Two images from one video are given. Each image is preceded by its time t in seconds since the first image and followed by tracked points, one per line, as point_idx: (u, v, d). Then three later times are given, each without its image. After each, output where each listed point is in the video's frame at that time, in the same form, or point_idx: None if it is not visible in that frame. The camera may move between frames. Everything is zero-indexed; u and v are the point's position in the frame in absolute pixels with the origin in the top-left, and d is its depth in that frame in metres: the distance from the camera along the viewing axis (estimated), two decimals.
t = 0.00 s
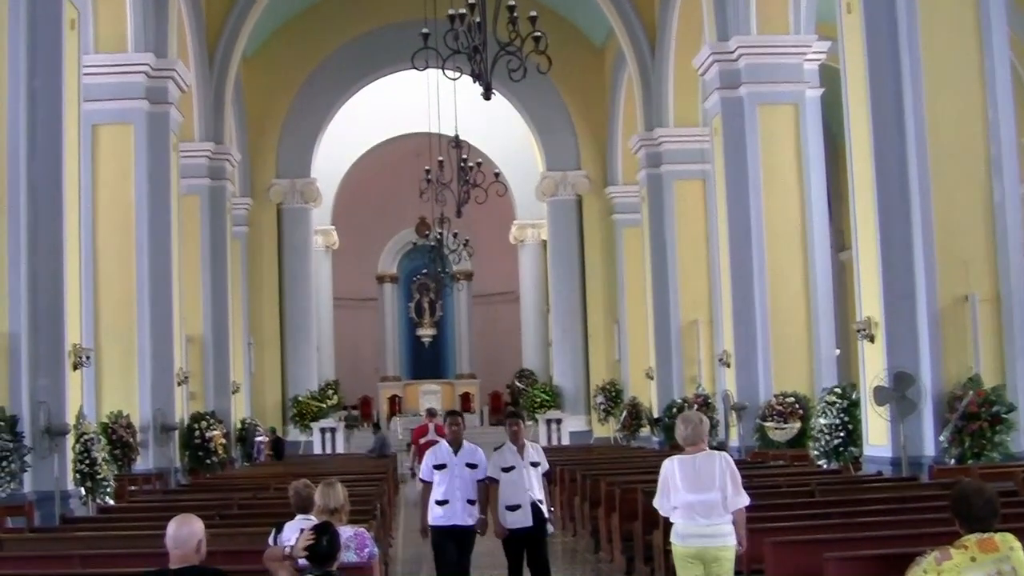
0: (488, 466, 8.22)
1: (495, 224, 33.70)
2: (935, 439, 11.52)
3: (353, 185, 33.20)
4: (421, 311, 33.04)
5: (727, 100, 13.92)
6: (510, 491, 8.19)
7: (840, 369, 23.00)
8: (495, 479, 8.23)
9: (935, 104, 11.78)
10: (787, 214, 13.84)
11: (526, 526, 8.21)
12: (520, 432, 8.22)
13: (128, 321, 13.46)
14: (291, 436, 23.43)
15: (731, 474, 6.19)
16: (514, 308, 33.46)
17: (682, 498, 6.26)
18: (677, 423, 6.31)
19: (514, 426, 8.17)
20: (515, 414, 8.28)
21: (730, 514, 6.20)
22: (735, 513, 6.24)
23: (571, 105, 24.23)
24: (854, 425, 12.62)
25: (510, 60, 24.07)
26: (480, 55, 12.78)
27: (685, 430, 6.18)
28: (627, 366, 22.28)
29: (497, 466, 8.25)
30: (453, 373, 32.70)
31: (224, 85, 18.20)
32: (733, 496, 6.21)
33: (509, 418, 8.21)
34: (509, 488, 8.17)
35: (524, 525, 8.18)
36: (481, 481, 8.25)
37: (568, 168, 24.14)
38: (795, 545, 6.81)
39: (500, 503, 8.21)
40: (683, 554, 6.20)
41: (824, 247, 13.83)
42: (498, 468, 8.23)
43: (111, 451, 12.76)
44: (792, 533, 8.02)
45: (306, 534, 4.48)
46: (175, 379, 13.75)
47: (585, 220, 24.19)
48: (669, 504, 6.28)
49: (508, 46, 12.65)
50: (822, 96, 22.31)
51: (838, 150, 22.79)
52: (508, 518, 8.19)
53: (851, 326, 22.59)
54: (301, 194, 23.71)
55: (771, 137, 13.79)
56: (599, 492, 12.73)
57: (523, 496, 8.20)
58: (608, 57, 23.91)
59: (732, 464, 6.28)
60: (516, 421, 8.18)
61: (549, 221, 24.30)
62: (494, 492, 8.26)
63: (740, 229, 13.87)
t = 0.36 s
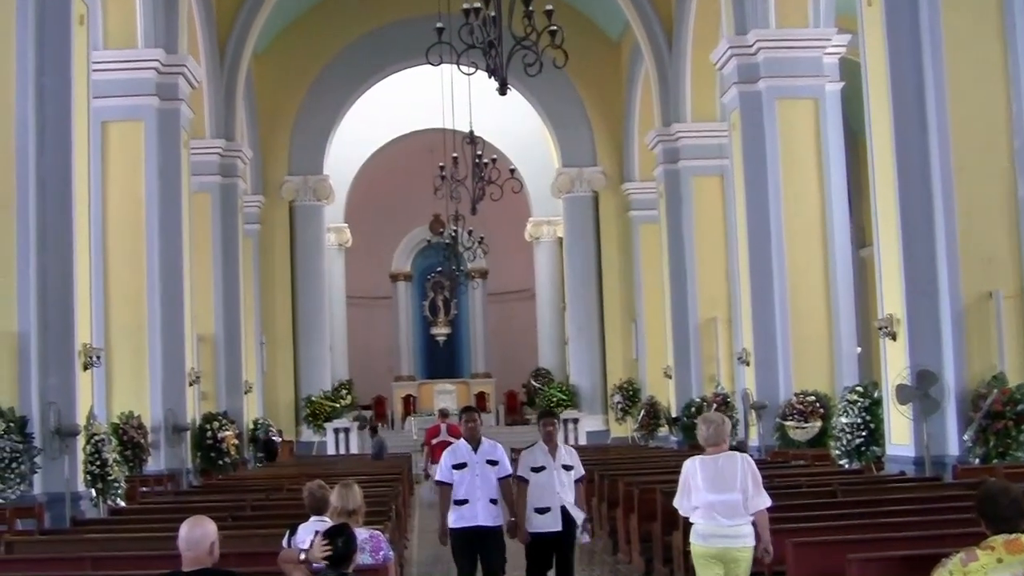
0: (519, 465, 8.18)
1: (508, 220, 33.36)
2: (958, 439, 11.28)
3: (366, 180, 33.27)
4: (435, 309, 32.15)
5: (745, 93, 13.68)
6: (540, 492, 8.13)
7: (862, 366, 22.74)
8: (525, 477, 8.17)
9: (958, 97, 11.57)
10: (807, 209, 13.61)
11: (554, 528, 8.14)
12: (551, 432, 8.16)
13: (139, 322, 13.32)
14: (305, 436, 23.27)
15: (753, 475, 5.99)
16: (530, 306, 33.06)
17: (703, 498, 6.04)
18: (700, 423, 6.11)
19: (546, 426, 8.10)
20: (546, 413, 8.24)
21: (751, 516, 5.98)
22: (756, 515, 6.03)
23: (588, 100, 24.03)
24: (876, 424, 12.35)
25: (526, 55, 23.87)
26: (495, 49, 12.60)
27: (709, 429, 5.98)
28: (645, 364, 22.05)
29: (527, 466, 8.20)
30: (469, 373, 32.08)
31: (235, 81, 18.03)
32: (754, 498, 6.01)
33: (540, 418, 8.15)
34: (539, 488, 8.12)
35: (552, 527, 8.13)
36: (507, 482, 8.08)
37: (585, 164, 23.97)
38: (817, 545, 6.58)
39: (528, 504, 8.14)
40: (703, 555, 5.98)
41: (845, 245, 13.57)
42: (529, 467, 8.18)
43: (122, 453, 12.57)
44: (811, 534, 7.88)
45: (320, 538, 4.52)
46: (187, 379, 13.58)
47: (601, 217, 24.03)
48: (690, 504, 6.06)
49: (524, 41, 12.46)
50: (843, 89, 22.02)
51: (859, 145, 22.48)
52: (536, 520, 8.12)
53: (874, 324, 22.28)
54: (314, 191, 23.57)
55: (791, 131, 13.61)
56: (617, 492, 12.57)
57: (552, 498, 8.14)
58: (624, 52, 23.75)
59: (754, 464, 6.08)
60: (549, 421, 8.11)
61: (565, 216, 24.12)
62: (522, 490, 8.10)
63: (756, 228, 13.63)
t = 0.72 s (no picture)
0: (557, 476, 7.41)
1: (535, 213, 30.74)
2: (1011, 441, 10.39)
3: (390, 164, 30.54)
4: (458, 303, 29.48)
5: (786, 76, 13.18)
6: (582, 504, 7.29)
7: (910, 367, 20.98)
8: (565, 488, 7.39)
9: (1011, 72, 10.61)
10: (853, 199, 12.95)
11: (599, 543, 7.28)
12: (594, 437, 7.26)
13: (146, 317, 12.63)
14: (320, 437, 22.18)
15: (797, 478, 5.79)
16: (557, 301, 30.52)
17: (745, 498, 5.88)
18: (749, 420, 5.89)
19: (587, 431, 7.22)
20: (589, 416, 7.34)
21: (793, 520, 5.79)
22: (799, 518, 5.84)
23: (618, 81, 22.59)
24: (923, 424, 11.52)
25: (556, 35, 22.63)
26: (523, 30, 11.94)
27: (757, 428, 5.77)
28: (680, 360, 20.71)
29: (567, 475, 7.40)
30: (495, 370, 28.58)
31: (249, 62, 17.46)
32: (797, 500, 5.82)
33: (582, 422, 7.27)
34: (580, 500, 7.29)
35: (597, 541, 7.27)
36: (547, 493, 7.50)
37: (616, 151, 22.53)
38: (858, 554, 6.14)
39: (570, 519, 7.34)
40: (744, 558, 5.82)
41: (890, 233, 12.96)
42: (569, 477, 7.37)
43: (128, 453, 11.84)
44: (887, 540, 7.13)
45: (336, 544, 3.93)
46: (198, 376, 12.86)
47: (633, 207, 22.57)
48: (732, 504, 5.90)
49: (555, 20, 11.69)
50: (888, 75, 20.64)
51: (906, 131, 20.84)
52: (578, 535, 7.29)
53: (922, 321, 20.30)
54: (332, 178, 22.41)
55: (833, 118, 12.97)
56: (650, 495, 11.93)
57: (595, 510, 7.27)
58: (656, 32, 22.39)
59: (801, 465, 5.87)
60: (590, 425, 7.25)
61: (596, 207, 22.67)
62: (561, 502, 7.43)
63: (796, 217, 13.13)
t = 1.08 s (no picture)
0: (585, 491, 6.10)
1: (551, 199, 26.78)
2: None
3: (387, 150, 26.68)
4: (462, 301, 25.67)
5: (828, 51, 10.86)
6: (615, 525, 6.06)
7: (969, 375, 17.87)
8: (593, 506, 6.11)
9: None
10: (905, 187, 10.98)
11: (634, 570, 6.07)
12: (626, 443, 6.00)
13: (117, 312, 10.93)
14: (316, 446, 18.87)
15: (842, 496, 5.07)
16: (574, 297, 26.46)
17: (786, 517, 5.17)
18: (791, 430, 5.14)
19: (620, 439, 5.95)
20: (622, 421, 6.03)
21: (839, 542, 5.09)
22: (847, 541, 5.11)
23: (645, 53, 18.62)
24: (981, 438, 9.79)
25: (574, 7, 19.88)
26: None
27: (796, 441, 5.05)
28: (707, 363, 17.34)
29: (594, 491, 6.11)
30: (503, 376, 25.30)
31: (232, 39, 14.54)
32: (844, 520, 5.10)
33: (613, 429, 5.98)
34: (612, 520, 6.06)
35: (630, 569, 6.06)
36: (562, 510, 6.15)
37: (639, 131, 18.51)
38: None
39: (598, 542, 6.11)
40: None
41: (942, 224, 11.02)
42: (599, 493, 6.08)
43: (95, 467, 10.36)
44: None
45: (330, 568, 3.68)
46: (174, 381, 11.18)
47: (656, 195, 18.50)
48: (772, 524, 5.19)
49: None
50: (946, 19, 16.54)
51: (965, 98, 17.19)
52: (608, 561, 6.08)
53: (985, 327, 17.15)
54: (323, 163, 18.27)
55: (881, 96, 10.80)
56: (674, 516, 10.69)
57: (627, 534, 6.08)
58: None
59: (848, 480, 5.14)
60: (624, 432, 5.95)
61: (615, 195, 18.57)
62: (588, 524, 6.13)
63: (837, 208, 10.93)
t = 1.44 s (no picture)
0: (626, 535, 5.27)
1: (564, 203, 23.80)
2: None
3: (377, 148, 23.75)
4: (466, 316, 23.30)
5: (876, 35, 9.75)
6: None
7: None
8: (633, 553, 5.27)
9: None
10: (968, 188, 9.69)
11: None
12: (677, 478, 5.18)
13: (80, 332, 9.72)
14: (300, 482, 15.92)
15: (891, 536, 4.54)
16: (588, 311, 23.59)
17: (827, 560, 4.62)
18: (833, 464, 4.55)
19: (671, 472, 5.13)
20: (674, 451, 5.22)
21: None
22: None
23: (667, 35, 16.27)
24: None
25: None
26: None
27: (843, 477, 4.48)
28: (739, 389, 15.13)
29: (637, 536, 5.27)
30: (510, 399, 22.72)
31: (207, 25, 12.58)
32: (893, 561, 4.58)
33: (663, 460, 5.17)
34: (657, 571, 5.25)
35: None
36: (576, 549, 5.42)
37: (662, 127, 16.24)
38: None
39: None
40: None
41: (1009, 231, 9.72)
42: (643, 539, 5.25)
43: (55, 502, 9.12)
44: None
45: None
46: (143, 405, 9.99)
47: (681, 203, 16.19)
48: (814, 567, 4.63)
49: None
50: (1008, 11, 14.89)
51: None
52: None
53: None
54: (309, 161, 15.91)
55: (937, 87, 9.66)
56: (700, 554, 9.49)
57: None
58: None
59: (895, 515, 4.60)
60: (675, 465, 5.15)
61: (639, 199, 16.27)
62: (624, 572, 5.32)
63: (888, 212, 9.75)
